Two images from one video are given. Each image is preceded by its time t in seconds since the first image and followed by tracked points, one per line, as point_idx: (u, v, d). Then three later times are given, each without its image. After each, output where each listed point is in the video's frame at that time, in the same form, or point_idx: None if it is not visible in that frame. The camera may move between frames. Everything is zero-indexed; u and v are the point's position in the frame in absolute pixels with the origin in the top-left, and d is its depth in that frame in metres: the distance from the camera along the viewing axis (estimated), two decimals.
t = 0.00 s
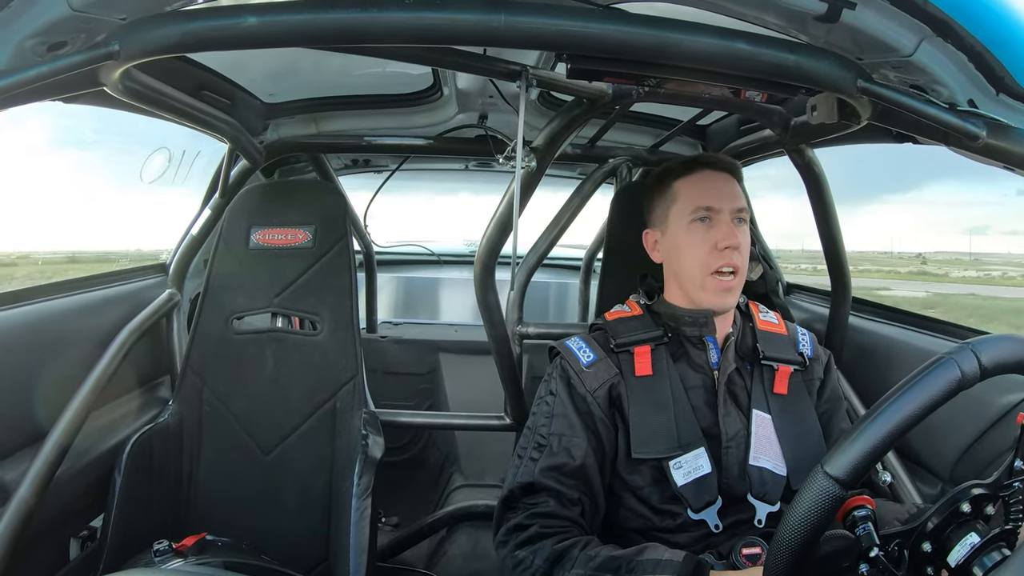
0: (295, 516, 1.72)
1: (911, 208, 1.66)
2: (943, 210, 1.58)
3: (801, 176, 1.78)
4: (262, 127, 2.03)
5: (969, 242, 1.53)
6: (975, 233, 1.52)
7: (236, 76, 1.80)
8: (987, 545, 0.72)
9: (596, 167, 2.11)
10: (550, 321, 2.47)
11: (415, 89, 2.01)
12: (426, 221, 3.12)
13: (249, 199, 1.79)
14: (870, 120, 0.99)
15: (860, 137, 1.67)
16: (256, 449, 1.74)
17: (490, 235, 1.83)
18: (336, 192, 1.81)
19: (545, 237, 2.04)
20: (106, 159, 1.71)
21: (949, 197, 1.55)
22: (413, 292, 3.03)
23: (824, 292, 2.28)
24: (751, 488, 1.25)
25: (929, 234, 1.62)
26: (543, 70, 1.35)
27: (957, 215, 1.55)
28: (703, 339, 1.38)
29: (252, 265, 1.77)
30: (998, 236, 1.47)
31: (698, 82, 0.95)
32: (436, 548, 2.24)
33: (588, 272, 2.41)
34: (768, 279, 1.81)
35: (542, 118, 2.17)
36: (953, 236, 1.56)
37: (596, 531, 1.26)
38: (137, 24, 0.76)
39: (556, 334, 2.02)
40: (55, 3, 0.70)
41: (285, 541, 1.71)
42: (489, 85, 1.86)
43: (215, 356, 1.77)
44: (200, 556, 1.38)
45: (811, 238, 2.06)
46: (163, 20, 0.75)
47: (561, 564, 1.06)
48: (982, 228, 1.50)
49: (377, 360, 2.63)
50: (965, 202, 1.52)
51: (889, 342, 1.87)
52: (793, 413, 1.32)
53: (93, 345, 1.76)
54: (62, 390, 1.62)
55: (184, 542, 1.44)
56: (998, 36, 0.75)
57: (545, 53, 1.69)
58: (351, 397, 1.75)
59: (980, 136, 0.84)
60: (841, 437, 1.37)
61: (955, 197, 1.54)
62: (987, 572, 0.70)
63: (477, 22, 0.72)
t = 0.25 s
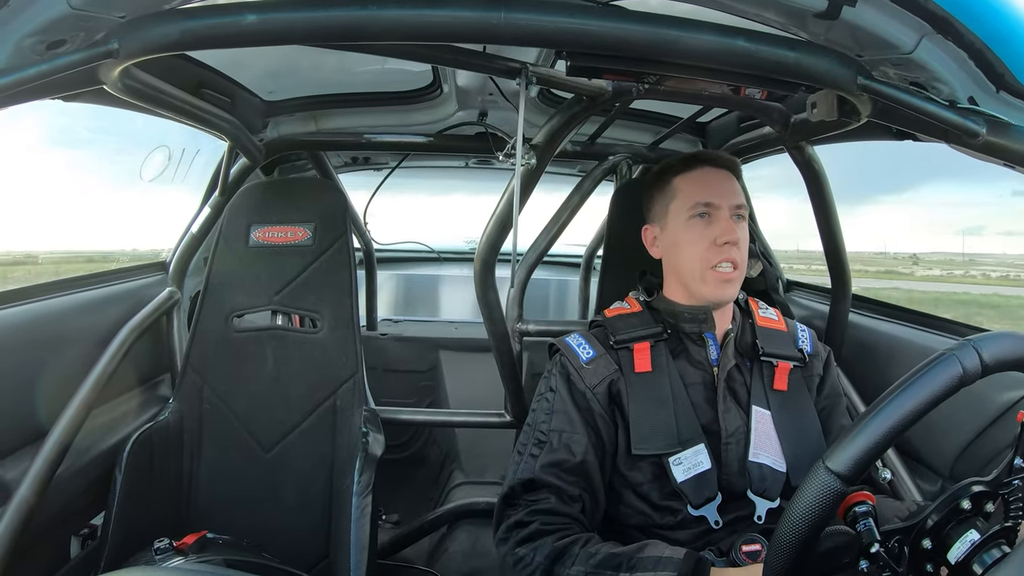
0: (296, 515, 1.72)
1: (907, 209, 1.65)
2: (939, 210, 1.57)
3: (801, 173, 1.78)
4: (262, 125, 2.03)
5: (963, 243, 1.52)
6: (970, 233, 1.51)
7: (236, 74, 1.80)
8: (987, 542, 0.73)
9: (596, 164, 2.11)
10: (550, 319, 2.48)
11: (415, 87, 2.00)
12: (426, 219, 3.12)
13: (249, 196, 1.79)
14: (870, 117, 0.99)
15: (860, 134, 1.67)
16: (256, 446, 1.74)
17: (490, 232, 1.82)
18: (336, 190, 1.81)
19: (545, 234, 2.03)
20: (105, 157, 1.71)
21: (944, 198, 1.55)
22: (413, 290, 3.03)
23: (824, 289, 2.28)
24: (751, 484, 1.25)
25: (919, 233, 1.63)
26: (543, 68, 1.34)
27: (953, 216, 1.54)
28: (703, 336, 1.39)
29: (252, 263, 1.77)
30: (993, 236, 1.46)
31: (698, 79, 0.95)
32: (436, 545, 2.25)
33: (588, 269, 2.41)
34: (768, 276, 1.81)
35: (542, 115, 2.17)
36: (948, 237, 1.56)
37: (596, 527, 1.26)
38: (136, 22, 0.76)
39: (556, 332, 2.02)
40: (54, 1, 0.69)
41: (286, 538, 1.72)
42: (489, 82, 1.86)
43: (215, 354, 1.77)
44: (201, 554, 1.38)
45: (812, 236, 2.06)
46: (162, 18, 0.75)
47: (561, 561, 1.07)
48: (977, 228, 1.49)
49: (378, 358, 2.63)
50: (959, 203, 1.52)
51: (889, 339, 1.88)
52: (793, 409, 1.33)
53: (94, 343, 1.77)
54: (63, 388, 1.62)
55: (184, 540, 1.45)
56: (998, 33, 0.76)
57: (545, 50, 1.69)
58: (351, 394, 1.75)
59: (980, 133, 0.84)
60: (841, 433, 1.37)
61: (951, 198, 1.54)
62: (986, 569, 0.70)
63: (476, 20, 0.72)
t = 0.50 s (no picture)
0: (296, 514, 1.72)
1: (905, 210, 1.65)
2: (935, 211, 1.57)
3: (801, 173, 1.78)
4: (261, 123, 2.02)
5: (956, 244, 1.53)
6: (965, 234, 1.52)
7: (235, 72, 1.79)
8: (986, 541, 0.73)
9: (596, 163, 2.11)
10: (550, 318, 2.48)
11: (415, 86, 2.00)
12: (425, 218, 3.11)
13: (248, 195, 1.79)
14: (870, 117, 0.99)
15: (859, 134, 1.67)
16: (255, 445, 1.74)
17: (490, 231, 1.82)
18: (335, 188, 1.81)
19: (544, 233, 2.03)
20: (104, 156, 1.70)
21: (942, 199, 1.55)
22: (412, 289, 3.03)
23: (823, 288, 2.29)
24: (749, 484, 1.25)
25: (916, 233, 1.63)
26: (543, 67, 1.35)
27: (949, 217, 1.54)
28: (701, 335, 1.39)
29: (251, 262, 1.77)
30: (989, 237, 1.46)
31: (698, 79, 0.95)
32: (435, 544, 2.25)
33: (588, 269, 2.41)
34: (767, 276, 1.80)
35: (542, 114, 2.17)
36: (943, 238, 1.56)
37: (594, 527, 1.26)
38: (136, 21, 0.75)
39: (555, 331, 2.02)
40: None
41: (285, 537, 1.72)
42: (488, 82, 1.86)
43: (214, 353, 1.77)
44: (200, 553, 1.38)
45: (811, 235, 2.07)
46: (162, 16, 0.75)
47: (560, 561, 1.07)
48: (972, 230, 1.49)
49: (377, 357, 2.63)
50: (955, 205, 1.52)
51: (888, 339, 1.88)
52: (792, 409, 1.33)
53: (93, 341, 1.76)
54: (62, 387, 1.62)
55: (183, 539, 1.45)
56: (998, 34, 0.76)
57: (545, 50, 1.69)
58: (350, 393, 1.75)
59: (980, 133, 0.84)
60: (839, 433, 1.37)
61: (947, 199, 1.54)
62: (986, 569, 0.70)
63: (476, 19, 0.72)
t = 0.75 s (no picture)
0: (295, 513, 1.72)
1: (902, 212, 1.68)
2: (931, 213, 1.60)
3: (801, 173, 1.78)
4: (261, 123, 2.03)
5: (949, 245, 1.58)
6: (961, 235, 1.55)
7: (235, 72, 1.79)
8: (985, 542, 0.72)
9: (595, 163, 2.11)
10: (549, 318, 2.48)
11: (414, 86, 2.00)
12: (425, 218, 3.11)
13: (248, 195, 1.79)
14: (870, 116, 0.99)
15: (859, 133, 1.67)
16: (255, 445, 1.74)
17: (490, 231, 1.82)
18: (335, 188, 1.81)
19: (544, 233, 2.03)
20: (103, 155, 1.70)
21: (938, 201, 1.57)
22: (412, 289, 3.03)
23: (823, 288, 2.29)
24: (749, 484, 1.25)
25: (915, 236, 1.65)
26: (543, 67, 1.35)
27: (943, 219, 1.57)
28: (700, 336, 1.39)
29: (250, 262, 1.77)
30: (985, 239, 1.50)
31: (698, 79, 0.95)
32: (435, 543, 2.25)
33: (587, 269, 2.41)
34: (767, 276, 1.80)
35: (541, 114, 2.17)
36: (940, 239, 1.59)
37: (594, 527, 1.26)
38: (135, 21, 0.75)
39: (555, 330, 2.02)
40: None
41: (284, 537, 1.72)
42: (488, 81, 1.86)
43: (214, 353, 1.77)
44: (199, 553, 1.38)
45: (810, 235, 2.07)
46: (161, 16, 0.75)
47: (560, 560, 1.07)
48: (968, 232, 1.53)
49: (377, 356, 2.63)
50: (951, 207, 1.55)
51: (888, 338, 1.88)
52: (792, 410, 1.33)
53: (93, 341, 1.76)
54: (62, 386, 1.62)
55: (183, 539, 1.45)
56: (998, 33, 0.76)
57: (545, 50, 1.69)
58: (350, 392, 1.75)
59: (979, 133, 0.84)
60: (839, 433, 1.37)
61: (943, 202, 1.56)
62: (985, 569, 0.70)
63: (476, 18, 0.72)
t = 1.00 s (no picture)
0: (296, 514, 1.72)
1: (897, 214, 1.69)
2: (927, 215, 1.60)
3: (800, 172, 1.78)
4: (260, 124, 2.03)
5: (942, 247, 1.58)
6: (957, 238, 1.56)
7: (234, 73, 1.79)
8: (986, 539, 0.73)
9: (595, 162, 2.11)
10: (550, 317, 2.48)
11: (413, 85, 2.00)
12: (425, 218, 3.11)
13: (247, 195, 1.79)
14: (868, 114, 0.99)
15: (858, 131, 1.67)
16: (256, 446, 1.74)
17: (489, 231, 1.82)
18: (334, 189, 1.81)
19: (543, 232, 2.03)
20: (102, 157, 1.70)
21: (933, 203, 1.58)
22: (412, 288, 3.03)
23: (823, 286, 2.29)
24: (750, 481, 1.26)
25: (913, 238, 1.64)
26: (542, 66, 1.35)
27: (941, 221, 1.57)
28: (700, 334, 1.39)
29: (250, 262, 1.77)
30: (979, 242, 1.51)
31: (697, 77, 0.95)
32: (436, 543, 2.26)
33: (587, 268, 2.41)
34: (767, 272, 1.80)
35: (540, 113, 2.17)
36: (935, 241, 1.60)
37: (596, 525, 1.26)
38: (134, 22, 0.75)
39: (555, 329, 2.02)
40: (51, 0, 0.69)
41: (285, 538, 1.72)
42: (487, 80, 1.86)
43: (215, 353, 1.77)
44: (201, 554, 1.38)
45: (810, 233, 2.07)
46: (160, 17, 0.74)
47: (560, 550, 1.07)
48: (964, 234, 1.53)
49: (377, 357, 2.63)
50: (947, 209, 1.55)
51: (888, 336, 1.88)
52: (793, 406, 1.33)
53: (93, 343, 1.76)
54: (62, 388, 1.62)
55: (184, 540, 1.44)
56: (997, 31, 0.76)
57: (543, 49, 1.69)
58: (350, 393, 1.75)
59: (978, 130, 0.84)
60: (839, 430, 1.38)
61: (939, 204, 1.56)
62: (988, 566, 0.71)
63: (475, 18, 0.72)
